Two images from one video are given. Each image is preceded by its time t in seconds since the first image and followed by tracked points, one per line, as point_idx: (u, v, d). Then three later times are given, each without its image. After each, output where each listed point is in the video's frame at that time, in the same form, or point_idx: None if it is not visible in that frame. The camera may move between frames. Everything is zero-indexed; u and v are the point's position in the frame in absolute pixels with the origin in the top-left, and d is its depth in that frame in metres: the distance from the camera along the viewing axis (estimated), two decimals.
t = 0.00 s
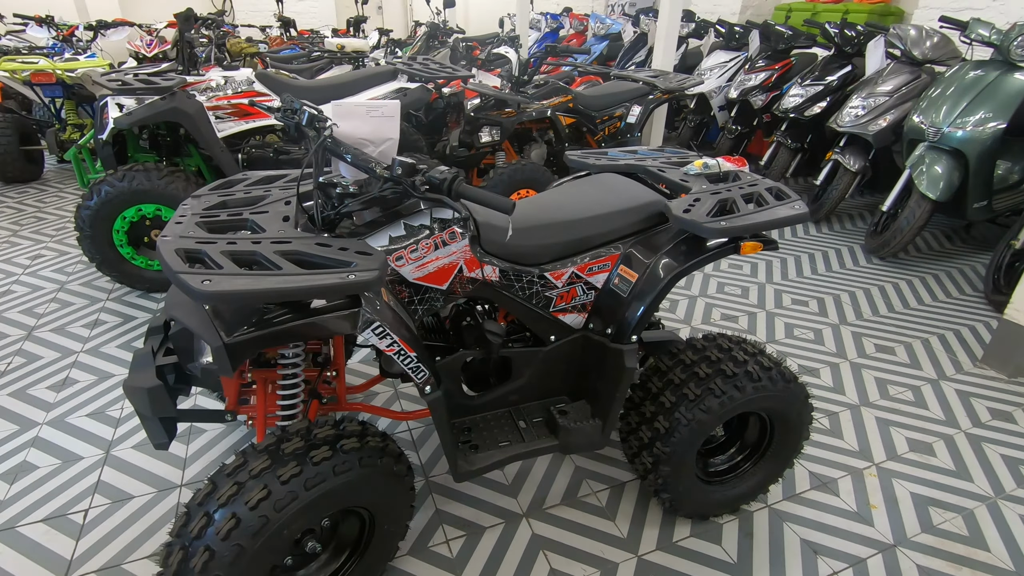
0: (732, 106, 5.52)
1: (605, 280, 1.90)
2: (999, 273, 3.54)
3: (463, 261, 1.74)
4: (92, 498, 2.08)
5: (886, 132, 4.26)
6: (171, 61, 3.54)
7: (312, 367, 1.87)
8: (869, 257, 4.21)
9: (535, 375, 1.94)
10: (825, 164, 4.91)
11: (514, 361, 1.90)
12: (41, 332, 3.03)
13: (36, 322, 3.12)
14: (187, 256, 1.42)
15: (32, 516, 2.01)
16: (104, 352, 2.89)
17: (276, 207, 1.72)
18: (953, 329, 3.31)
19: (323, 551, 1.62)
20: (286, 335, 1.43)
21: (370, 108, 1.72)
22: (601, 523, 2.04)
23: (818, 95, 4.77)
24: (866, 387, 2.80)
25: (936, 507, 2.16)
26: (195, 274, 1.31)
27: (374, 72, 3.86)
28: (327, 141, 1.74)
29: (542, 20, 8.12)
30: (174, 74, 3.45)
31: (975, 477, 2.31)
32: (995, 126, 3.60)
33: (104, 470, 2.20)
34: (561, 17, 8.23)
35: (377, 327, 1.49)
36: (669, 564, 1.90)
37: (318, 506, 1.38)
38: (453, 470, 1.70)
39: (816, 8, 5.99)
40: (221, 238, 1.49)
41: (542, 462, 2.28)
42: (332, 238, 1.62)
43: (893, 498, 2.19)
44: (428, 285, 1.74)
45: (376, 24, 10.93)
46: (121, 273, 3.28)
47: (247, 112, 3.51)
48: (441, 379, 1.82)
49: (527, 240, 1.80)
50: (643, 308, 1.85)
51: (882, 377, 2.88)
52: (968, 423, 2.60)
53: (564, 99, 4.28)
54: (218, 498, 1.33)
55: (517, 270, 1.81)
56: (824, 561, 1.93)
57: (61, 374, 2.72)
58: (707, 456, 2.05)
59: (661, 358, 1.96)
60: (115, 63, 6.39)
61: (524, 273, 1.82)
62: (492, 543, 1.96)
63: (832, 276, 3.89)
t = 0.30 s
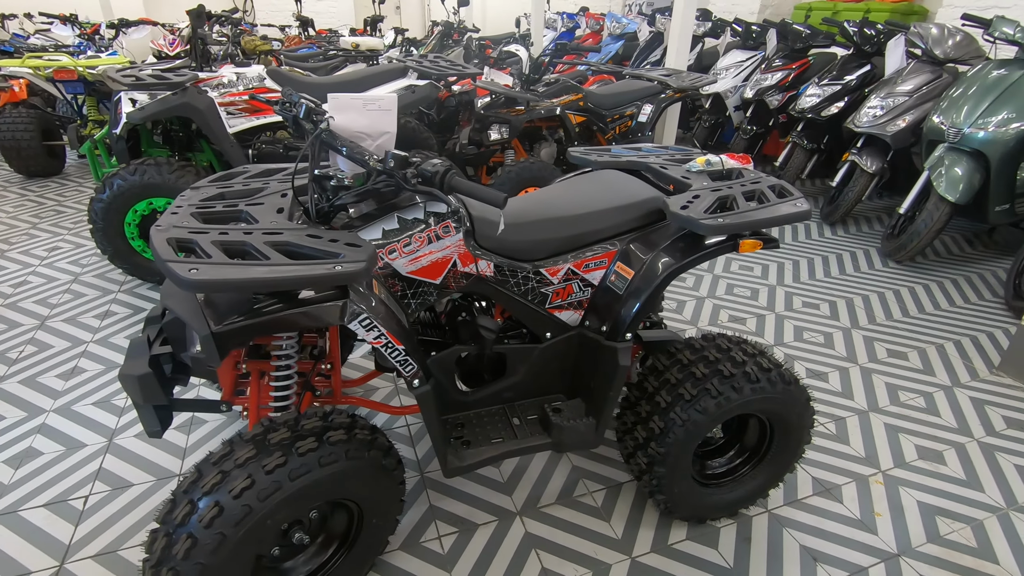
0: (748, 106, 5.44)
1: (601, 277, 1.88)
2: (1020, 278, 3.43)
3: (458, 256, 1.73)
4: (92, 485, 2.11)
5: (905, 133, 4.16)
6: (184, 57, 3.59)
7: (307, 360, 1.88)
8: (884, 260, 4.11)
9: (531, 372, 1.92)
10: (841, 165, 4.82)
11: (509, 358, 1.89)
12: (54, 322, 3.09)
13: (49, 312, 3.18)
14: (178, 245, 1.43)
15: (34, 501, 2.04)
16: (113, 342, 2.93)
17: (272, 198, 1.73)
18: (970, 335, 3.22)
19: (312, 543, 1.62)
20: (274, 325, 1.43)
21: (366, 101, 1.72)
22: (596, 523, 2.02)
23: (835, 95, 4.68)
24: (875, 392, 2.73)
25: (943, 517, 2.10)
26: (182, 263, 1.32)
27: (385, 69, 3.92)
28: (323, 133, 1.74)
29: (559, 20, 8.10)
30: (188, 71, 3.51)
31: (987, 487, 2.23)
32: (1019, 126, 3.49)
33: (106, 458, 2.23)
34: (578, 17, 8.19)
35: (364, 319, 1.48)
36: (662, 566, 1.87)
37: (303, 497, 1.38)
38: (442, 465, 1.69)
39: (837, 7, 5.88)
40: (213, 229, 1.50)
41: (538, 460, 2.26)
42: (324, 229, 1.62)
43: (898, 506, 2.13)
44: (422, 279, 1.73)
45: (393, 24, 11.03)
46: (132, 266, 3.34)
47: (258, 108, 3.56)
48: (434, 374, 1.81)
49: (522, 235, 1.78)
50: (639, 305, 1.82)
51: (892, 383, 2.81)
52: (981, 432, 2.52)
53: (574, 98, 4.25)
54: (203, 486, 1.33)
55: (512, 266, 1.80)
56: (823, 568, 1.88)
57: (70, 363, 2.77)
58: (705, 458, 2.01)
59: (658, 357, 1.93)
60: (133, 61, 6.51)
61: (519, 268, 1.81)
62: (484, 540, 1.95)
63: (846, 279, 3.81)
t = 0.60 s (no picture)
0: (758, 104, 5.35)
1: (592, 273, 1.84)
2: None
3: (445, 249, 1.69)
4: (81, 476, 2.11)
5: (918, 131, 4.06)
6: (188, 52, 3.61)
7: (292, 353, 1.85)
8: (895, 262, 4.02)
9: (520, 370, 1.88)
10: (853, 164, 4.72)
11: (497, 354, 1.85)
12: (54, 314, 3.11)
13: (50, 305, 3.20)
14: (155, 235, 1.40)
15: (23, 492, 2.04)
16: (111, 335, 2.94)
17: (257, 189, 1.70)
18: (982, 339, 3.13)
19: (292, 540, 1.60)
20: (252, 316, 1.40)
21: (354, 91, 1.69)
22: (587, 525, 1.97)
23: (847, 93, 4.59)
24: (881, 396, 2.66)
25: (948, 525, 2.02)
26: (157, 252, 1.29)
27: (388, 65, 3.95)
28: (310, 123, 1.72)
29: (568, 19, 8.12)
30: (191, 65, 3.52)
31: (994, 495, 2.15)
32: None
33: (96, 449, 2.23)
34: (588, 15, 8.13)
35: (341, 312, 1.45)
36: (652, 570, 1.82)
37: (277, 492, 1.35)
38: (425, 462, 1.66)
39: (851, 4, 5.78)
40: (193, 218, 1.47)
41: (530, 459, 2.22)
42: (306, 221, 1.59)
43: (901, 513, 2.06)
44: (407, 272, 1.70)
45: (404, 22, 11.05)
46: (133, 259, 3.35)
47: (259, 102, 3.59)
48: (420, 369, 1.78)
49: (510, 228, 1.74)
50: (629, 300, 1.77)
51: (899, 387, 2.73)
52: (991, 438, 2.44)
53: (579, 94, 4.14)
54: (175, 479, 1.31)
55: (501, 260, 1.76)
56: None
57: (67, 355, 2.78)
58: (699, 460, 1.96)
59: (650, 356, 1.88)
60: (139, 56, 6.47)
61: (508, 262, 1.77)
62: (471, 539, 1.91)
63: (855, 280, 3.72)
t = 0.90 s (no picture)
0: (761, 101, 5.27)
1: (580, 268, 1.78)
2: None
3: (426, 242, 1.64)
4: (60, 473, 2.07)
5: (923, 129, 3.98)
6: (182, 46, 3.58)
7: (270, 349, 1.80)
8: (899, 261, 3.94)
9: (506, 368, 1.83)
10: (857, 162, 4.65)
11: (482, 351, 1.80)
12: (43, 309, 3.08)
13: (40, 299, 3.17)
14: (122, 225, 1.36)
15: None
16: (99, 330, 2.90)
17: (234, 179, 1.66)
18: (987, 340, 3.05)
19: (266, 541, 1.55)
20: (222, 308, 1.35)
21: (334, 79, 1.64)
22: (574, 528, 1.91)
23: (851, 89, 4.51)
24: (882, 398, 2.59)
25: (948, 531, 1.95)
26: (120, 242, 1.25)
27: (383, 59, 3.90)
28: (289, 113, 1.67)
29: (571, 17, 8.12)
30: (184, 59, 3.49)
31: (998, 500, 2.08)
32: None
33: (77, 446, 2.19)
34: (592, 13, 8.06)
35: (312, 305, 1.40)
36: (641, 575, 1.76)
37: (244, 492, 1.30)
38: (404, 462, 1.61)
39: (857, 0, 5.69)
40: (163, 208, 1.43)
41: (518, 460, 2.17)
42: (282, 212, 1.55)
43: (900, 518, 1.99)
44: (387, 266, 1.65)
45: (407, 20, 11.03)
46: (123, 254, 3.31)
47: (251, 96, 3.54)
48: (401, 366, 1.72)
49: (494, 221, 1.69)
50: (617, 295, 1.72)
51: (900, 388, 2.66)
52: (995, 441, 2.36)
53: (578, 90, 4.14)
54: (138, 477, 1.26)
55: (486, 254, 1.70)
56: None
57: (53, 350, 2.75)
58: (690, 462, 1.90)
59: (640, 354, 1.83)
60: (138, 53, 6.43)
61: (492, 256, 1.71)
62: (454, 541, 1.86)
63: (858, 280, 3.65)
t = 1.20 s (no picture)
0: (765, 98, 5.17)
1: (569, 263, 1.72)
2: None
3: (409, 236, 1.58)
4: (37, 473, 2.02)
5: (930, 125, 3.89)
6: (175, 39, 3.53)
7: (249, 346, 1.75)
8: (905, 260, 3.85)
9: (493, 367, 1.77)
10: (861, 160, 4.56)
11: (469, 350, 1.74)
12: (31, 305, 3.04)
13: (28, 296, 3.13)
14: (87, 216, 1.30)
15: None
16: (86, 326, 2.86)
17: (210, 170, 1.60)
18: (995, 341, 2.96)
19: (239, 545, 1.49)
20: (189, 303, 1.29)
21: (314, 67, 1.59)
22: (563, 533, 1.85)
23: (856, 85, 4.43)
24: (885, 400, 2.51)
25: (953, 539, 1.88)
26: (80, 233, 1.19)
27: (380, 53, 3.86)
28: (268, 101, 1.62)
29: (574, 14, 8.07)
30: (176, 53, 3.45)
31: (1005, 507, 2.00)
32: None
33: (57, 445, 2.14)
34: (595, 10, 7.97)
35: (284, 300, 1.34)
36: None
37: (211, 495, 1.24)
38: (384, 464, 1.55)
39: None
40: (132, 199, 1.37)
41: (508, 461, 2.10)
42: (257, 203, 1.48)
43: (902, 525, 1.92)
44: (368, 260, 1.59)
45: (410, 17, 10.98)
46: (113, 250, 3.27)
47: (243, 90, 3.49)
48: (383, 365, 1.66)
49: (480, 214, 1.62)
50: (607, 291, 1.65)
51: (905, 390, 2.58)
52: (1003, 446, 2.28)
53: (577, 85, 4.09)
54: (99, 479, 1.21)
55: (471, 249, 1.64)
56: None
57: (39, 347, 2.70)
58: (684, 465, 1.83)
59: (632, 354, 1.76)
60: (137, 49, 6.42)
61: (478, 251, 1.64)
62: (439, 546, 1.80)
63: (862, 279, 3.57)
